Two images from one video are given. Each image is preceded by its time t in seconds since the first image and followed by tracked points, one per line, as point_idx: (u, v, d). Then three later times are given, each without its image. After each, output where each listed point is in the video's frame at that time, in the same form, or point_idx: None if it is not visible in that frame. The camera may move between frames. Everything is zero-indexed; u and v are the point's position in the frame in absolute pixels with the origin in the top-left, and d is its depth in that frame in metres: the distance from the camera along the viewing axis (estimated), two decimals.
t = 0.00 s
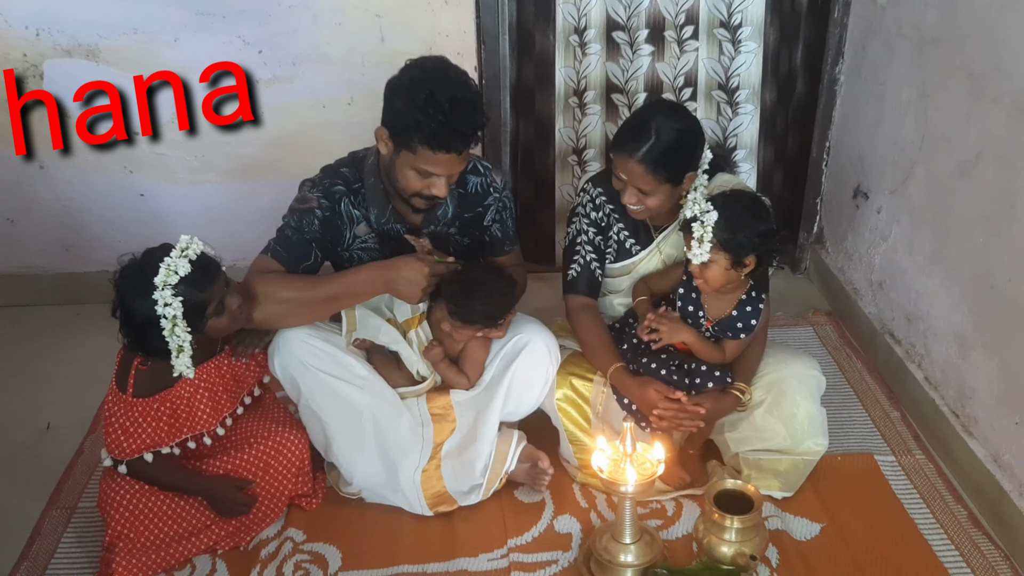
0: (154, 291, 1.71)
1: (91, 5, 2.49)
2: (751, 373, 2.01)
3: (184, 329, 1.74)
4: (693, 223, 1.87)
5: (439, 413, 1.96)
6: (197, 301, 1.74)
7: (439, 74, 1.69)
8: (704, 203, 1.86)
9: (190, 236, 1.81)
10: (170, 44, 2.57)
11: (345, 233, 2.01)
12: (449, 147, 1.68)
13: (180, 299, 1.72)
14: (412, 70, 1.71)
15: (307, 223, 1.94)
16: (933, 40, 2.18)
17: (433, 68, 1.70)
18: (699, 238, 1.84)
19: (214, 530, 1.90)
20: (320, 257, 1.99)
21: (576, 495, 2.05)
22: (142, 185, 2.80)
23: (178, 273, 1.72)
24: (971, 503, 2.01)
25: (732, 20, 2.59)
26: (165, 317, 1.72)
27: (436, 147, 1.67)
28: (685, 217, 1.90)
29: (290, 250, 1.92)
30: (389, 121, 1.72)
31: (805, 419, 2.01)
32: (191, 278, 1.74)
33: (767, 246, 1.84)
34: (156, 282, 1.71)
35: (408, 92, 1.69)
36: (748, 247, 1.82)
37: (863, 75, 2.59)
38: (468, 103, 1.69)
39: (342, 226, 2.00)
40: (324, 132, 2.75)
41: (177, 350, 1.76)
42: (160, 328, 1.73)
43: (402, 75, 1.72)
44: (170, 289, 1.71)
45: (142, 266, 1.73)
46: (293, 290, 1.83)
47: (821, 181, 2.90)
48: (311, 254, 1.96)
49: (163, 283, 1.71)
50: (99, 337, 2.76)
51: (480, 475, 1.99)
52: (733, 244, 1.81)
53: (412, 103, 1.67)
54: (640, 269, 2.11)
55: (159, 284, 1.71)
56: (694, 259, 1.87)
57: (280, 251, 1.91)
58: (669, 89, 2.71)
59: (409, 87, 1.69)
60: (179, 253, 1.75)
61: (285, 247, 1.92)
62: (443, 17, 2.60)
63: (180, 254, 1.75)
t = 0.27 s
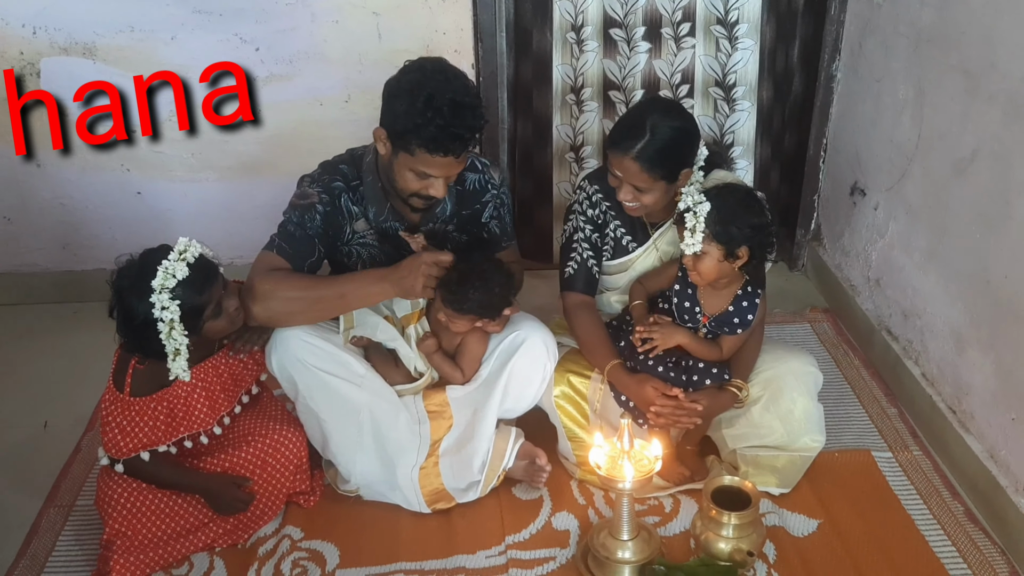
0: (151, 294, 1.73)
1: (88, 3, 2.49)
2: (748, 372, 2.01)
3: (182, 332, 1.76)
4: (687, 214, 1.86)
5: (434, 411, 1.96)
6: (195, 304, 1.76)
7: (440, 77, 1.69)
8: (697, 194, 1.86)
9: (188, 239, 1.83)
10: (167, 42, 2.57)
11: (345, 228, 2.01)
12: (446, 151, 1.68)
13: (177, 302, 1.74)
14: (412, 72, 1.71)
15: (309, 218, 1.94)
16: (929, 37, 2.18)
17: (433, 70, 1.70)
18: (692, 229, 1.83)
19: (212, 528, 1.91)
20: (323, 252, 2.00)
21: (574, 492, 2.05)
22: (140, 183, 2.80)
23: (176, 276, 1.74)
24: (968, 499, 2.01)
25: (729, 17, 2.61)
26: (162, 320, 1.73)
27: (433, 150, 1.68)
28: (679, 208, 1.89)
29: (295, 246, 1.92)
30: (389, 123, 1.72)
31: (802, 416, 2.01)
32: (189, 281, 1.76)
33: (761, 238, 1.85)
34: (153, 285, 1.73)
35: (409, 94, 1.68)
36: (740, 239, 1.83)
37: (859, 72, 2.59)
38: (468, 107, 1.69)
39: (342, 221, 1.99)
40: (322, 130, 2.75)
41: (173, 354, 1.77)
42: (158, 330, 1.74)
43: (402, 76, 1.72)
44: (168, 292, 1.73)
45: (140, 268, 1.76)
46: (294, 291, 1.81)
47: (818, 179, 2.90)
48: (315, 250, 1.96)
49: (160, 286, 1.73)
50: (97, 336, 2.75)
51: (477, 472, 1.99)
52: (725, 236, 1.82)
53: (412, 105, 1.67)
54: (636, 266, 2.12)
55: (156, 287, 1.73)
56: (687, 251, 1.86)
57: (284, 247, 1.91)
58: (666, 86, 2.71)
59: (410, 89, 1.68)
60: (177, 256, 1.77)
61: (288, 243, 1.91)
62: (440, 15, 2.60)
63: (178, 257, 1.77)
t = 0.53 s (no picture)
0: (152, 294, 1.73)
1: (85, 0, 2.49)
2: (747, 365, 2.01)
3: (183, 332, 1.76)
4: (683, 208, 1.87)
5: (434, 405, 1.96)
6: (195, 303, 1.77)
7: (434, 75, 1.68)
8: (693, 188, 1.86)
9: (187, 237, 1.83)
10: (164, 39, 2.56)
11: (344, 222, 2.01)
12: (440, 148, 1.68)
13: (178, 301, 1.74)
14: (406, 69, 1.69)
15: (310, 211, 1.94)
16: (926, 31, 2.18)
17: (427, 67, 1.69)
18: (687, 223, 1.84)
19: (211, 524, 1.90)
20: (321, 246, 2.00)
21: (573, 487, 2.05)
22: (137, 180, 2.80)
23: (176, 275, 1.75)
24: (966, 493, 2.02)
25: (726, 12, 2.61)
26: (163, 319, 1.74)
27: (427, 147, 1.68)
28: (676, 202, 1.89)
29: (295, 238, 1.92)
30: (384, 120, 1.72)
31: (801, 410, 2.02)
32: (189, 280, 1.76)
33: (756, 231, 1.85)
34: (153, 284, 1.73)
35: (403, 92, 1.67)
36: (738, 234, 1.83)
37: (857, 67, 2.59)
38: (462, 105, 1.68)
39: (342, 215, 2.00)
40: (320, 127, 2.75)
41: (175, 353, 1.78)
42: (159, 330, 1.75)
43: (396, 73, 1.71)
44: (168, 291, 1.74)
45: (139, 268, 1.76)
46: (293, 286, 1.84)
47: (816, 174, 2.90)
48: (312, 243, 1.96)
49: (161, 285, 1.73)
50: (95, 334, 2.75)
51: (476, 467, 1.99)
52: (720, 229, 1.82)
53: (406, 103, 1.67)
54: (635, 262, 2.12)
55: (157, 287, 1.73)
56: (684, 245, 1.87)
57: (284, 240, 1.91)
58: (664, 81, 2.71)
59: (404, 87, 1.68)
60: (177, 255, 1.78)
61: (288, 236, 1.91)
62: (438, 10, 2.60)
63: (177, 256, 1.77)
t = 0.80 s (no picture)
0: (152, 285, 1.74)
1: None
2: (746, 360, 2.02)
3: (182, 323, 1.77)
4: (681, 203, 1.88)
5: (432, 401, 1.96)
6: (195, 295, 1.78)
7: (425, 67, 1.68)
8: (692, 183, 1.87)
9: (188, 230, 1.85)
10: (163, 35, 2.56)
11: (344, 217, 2.02)
12: (428, 141, 1.68)
13: (177, 293, 1.76)
14: (397, 63, 1.71)
15: (309, 206, 1.94)
16: (924, 27, 2.19)
17: (418, 60, 1.70)
18: (684, 218, 1.85)
19: (210, 521, 1.90)
20: (322, 240, 2.00)
21: (572, 482, 2.05)
22: (136, 177, 2.79)
23: (176, 267, 1.76)
24: (964, 488, 2.02)
25: (724, 8, 2.61)
26: (163, 311, 1.75)
27: (416, 141, 1.68)
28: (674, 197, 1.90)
29: (295, 234, 1.92)
30: (376, 114, 1.72)
31: (799, 405, 2.02)
32: (189, 272, 1.78)
33: (755, 228, 1.85)
34: (154, 276, 1.75)
35: (393, 84, 1.68)
36: (737, 230, 1.83)
37: (855, 63, 2.59)
38: (450, 97, 1.68)
39: (342, 209, 2.00)
40: (318, 123, 2.75)
41: (175, 344, 1.79)
42: (158, 322, 1.76)
43: (388, 67, 1.72)
44: (168, 283, 1.75)
45: (140, 259, 1.77)
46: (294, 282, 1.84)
47: (815, 170, 2.90)
48: (314, 238, 1.96)
49: (161, 276, 1.75)
50: (94, 330, 2.75)
51: (476, 462, 1.99)
52: (717, 225, 1.82)
53: (395, 96, 1.67)
54: (634, 258, 2.12)
55: (157, 278, 1.75)
56: (682, 240, 1.87)
57: (284, 236, 1.90)
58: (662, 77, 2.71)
59: (394, 79, 1.69)
60: (177, 247, 1.79)
61: (288, 232, 1.91)
62: (437, 6, 2.59)
63: (178, 248, 1.79)
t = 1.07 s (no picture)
0: (148, 282, 1.75)
1: None
2: (743, 356, 2.02)
3: (178, 320, 1.78)
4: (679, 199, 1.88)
5: (428, 397, 1.96)
6: (191, 292, 1.79)
7: (404, 72, 1.66)
8: (691, 180, 1.87)
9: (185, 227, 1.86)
10: (160, 31, 2.56)
11: (344, 211, 2.01)
12: (410, 145, 1.68)
13: (174, 290, 1.77)
14: (380, 67, 1.69)
15: (310, 202, 1.94)
16: (921, 24, 2.19)
17: (399, 64, 1.68)
18: (682, 216, 1.85)
19: (208, 517, 1.91)
20: (325, 234, 2.00)
21: (570, 478, 2.06)
22: (133, 173, 2.79)
23: (173, 264, 1.77)
24: (960, 483, 2.03)
25: (721, 5, 2.62)
26: (158, 309, 1.76)
27: (399, 146, 1.68)
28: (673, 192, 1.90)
29: (299, 230, 1.91)
30: (362, 118, 1.73)
31: (796, 402, 2.03)
32: (185, 270, 1.79)
33: (753, 224, 1.85)
34: (150, 273, 1.76)
35: (374, 90, 1.67)
36: (735, 227, 1.83)
37: (852, 60, 2.60)
38: (431, 100, 1.66)
39: (341, 204, 2.00)
40: (316, 120, 2.75)
41: (170, 341, 1.78)
42: (154, 319, 1.76)
43: (371, 71, 1.71)
44: (164, 280, 1.76)
45: (136, 256, 1.78)
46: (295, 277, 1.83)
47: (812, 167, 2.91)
48: (318, 234, 1.95)
49: (157, 274, 1.76)
50: (91, 327, 2.75)
51: (474, 458, 2.00)
52: (715, 222, 1.83)
53: (377, 102, 1.67)
54: (632, 254, 2.13)
55: (153, 275, 1.76)
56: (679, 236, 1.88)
57: (289, 232, 1.90)
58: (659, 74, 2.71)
59: (375, 85, 1.67)
60: (174, 244, 1.81)
61: (292, 227, 1.90)
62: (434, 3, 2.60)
63: (175, 246, 1.80)
